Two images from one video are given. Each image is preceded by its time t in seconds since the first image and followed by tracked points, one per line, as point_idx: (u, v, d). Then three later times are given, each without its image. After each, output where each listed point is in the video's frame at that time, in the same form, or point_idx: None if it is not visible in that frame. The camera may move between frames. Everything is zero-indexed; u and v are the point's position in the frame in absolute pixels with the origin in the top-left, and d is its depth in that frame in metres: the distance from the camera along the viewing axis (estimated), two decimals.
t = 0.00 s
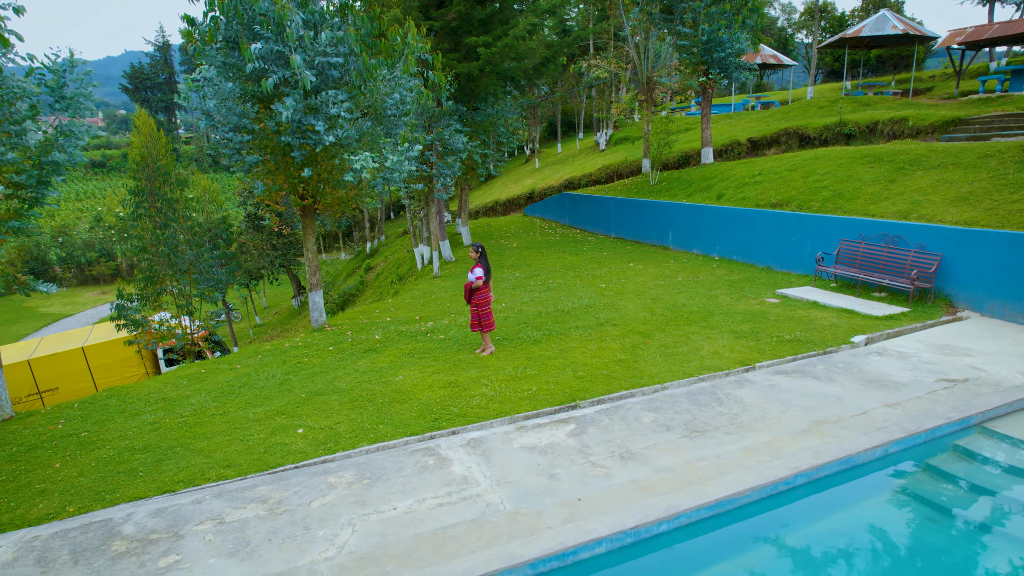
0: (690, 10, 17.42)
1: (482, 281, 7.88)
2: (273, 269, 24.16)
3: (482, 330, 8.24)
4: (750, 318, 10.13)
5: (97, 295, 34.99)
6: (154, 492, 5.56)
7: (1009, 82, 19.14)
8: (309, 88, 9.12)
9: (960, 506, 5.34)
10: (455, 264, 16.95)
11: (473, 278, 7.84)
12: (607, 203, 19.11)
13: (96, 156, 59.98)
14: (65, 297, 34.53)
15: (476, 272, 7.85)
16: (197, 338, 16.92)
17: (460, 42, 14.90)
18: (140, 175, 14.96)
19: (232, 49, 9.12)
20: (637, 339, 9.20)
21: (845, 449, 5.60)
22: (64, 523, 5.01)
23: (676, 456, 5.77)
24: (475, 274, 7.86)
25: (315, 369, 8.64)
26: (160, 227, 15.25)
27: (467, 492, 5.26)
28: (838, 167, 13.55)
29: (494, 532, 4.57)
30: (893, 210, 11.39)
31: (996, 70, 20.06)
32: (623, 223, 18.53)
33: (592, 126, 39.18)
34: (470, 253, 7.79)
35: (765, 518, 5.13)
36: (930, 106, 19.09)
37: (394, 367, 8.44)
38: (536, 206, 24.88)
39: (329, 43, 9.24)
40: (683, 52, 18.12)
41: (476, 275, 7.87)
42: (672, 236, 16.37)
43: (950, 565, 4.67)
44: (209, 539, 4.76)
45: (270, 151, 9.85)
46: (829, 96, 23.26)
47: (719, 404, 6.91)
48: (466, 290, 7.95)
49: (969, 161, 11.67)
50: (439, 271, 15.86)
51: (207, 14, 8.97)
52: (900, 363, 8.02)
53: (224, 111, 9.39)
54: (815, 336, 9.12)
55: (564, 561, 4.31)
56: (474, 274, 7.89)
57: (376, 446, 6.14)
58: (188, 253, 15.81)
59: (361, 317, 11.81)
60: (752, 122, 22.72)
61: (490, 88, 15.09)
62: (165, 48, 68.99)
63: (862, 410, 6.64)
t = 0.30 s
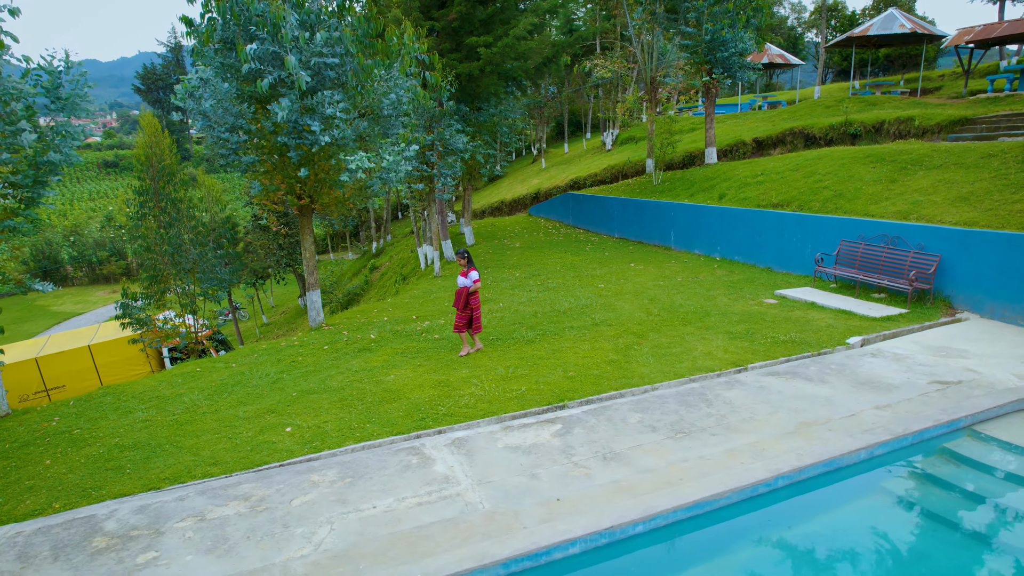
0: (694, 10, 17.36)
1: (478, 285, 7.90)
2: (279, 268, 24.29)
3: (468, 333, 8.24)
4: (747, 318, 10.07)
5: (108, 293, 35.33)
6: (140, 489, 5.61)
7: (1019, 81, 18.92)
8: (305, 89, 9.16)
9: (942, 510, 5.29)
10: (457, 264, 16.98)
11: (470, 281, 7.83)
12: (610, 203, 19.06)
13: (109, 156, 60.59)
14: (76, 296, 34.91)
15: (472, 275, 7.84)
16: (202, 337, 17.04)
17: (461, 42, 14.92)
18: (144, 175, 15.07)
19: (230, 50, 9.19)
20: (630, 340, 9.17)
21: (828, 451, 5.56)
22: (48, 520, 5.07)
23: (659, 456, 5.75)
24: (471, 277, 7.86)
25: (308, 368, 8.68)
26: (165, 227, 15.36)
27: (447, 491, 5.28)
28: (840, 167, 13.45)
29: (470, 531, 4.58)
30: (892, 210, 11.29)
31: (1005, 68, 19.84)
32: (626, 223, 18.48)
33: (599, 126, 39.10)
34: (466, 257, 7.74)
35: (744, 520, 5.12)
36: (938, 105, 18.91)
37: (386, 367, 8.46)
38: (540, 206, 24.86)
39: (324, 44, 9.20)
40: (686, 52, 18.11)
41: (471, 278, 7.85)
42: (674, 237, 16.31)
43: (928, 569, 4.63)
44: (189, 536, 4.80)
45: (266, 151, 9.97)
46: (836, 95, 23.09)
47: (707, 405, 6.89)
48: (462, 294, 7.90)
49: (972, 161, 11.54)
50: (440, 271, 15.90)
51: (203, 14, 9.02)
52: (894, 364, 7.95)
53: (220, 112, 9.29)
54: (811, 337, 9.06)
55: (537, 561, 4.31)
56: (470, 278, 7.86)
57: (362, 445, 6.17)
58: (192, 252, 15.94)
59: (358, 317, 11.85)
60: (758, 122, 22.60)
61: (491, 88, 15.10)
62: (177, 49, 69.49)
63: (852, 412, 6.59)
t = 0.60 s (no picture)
0: (698, 9, 17.28)
1: (470, 284, 7.98)
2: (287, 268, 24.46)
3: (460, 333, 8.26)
4: (743, 320, 10.01)
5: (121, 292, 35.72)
6: (124, 486, 5.68)
7: None
8: (301, 89, 9.21)
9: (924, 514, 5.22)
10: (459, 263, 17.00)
11: (465, 282, 7.86)
12: (615, 203, 19.01)
13: (123, 156, 61.34)
14: (90, 294, 35.38)
15: (466, 276, 7.89)
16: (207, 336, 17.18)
17: (463, 42, 14.99)
18: (150, 175, 15.22)
19: (226, 51, 9.26)
20: (624, 340, 9.14)
21: (811, 454, 5.52)
22: (31, 515, 5.15)
23: (641, 458, 5.74)
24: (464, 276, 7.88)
25: (302, 367, 8.73)
26: (170, 226, 15.50)
27: (426, 491, 5.30)
28: (843, 167, 13.34)
29: (443, 531, 4.60)
30: (894, 211, 11.18)
31: (1017, 67, 19.57)
32: (629, 224, 18.42)
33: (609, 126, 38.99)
34: (458, 259, 7.76)
35: (723, 522, 5.10)
36: (947, 105, 18.71)
37: (378, 366, 8.50)
38: (546, 206, 24.83)
39: (320, 45, 9.28)
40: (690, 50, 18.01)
41: (463, 278, 7.88)
42: (677, 237, 16.24)
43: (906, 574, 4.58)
44: (167, 532, 4.85)
45: (264, 151, 10.03)
46: (846, 95, 22.90)
47: (694, 406, 6.85)
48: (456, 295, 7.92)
49: (975, 161, 11.40)
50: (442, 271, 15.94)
51: (201, 16, 9.13)
52: (888, 367, 7.87)
53: (217, 112, 9.49)
54: (806, 338, 8.99)
55: (506, 562, 4.31)
56: (463, 279, 7.88)
57: (346, 444, 6.20)
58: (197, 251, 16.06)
59: (357, 316, 11.91)
60: (766, 122, 22.44)
61: (493, 88, 15.10)
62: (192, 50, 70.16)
63: (840, 414, 6.53)
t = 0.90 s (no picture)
0: (706, 9, 17.18)
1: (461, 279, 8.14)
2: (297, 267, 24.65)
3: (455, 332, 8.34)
4: (742, 322, 9.93)
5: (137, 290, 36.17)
6: (112, 482, 5.76)
7: None
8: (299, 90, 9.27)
9: (908, 520, 5.16)
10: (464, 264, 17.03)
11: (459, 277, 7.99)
12: (621, 203, 18.94)
13: (142, 156, 62.22)
14: (106, 292, 35.96)
15: (458, 271, 8.03)
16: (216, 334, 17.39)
17: (468, 43, 15.03)
18: (159, 175, 15.42)
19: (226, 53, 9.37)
20: (619, 342, 9.12)
21: (794, 458, 5.47)
22: (19, 510, 5.24)
23: (623, 460, 5.72)
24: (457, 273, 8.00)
25: (298, 366, 8.79)
26: (178, 225, 15.68)
27: (406, 490, 5.32)
28: (849, 168, 13.20)
29: (416, 531, 4.61)
30: (898, 212, 11.04)
31: None
32: (636, 224, 18.34)
33: (621, 126, 38.85)
34: (450, 255, 7.88)
35: (702, 526, 5.07)
36: (960, 105, 18.44)
37: (373, 366, 8.54)
38: (555, 206, 24.78)
39: (318, 45, 9.36)
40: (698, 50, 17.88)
41: (455, 274, 8.00)
42: (683, 238, 16.14)
43: None
44: (148, 529, 4.91)
45: (264, 151, 10.11)
46: (859, 94, 22.64)
47: (683, 409, 6.82)
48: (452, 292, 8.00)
49: (983, 161, 11.23)
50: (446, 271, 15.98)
51: (201, 18, 9.23)
52: (884, 370, 7.77)
53: (217, 114, 9.62)
54: (803, 341, 8.90)
55: (477, 563, 4.33)
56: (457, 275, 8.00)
57: (332, 443, 6.24)
58: (204, 250, 16.23)
59: (358, 316, 11.97)
60: (776, 122, 22.24)
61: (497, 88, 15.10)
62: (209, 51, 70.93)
63: (830, 418, 6.46)
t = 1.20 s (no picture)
0: (714, 8, 17.07)
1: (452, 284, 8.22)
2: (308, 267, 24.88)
3: (442, 337, 8.42)
4: (741, 324, 9.86)
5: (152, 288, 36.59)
6: (103, 478, 5.85)
7: None
8: (298, 92, 9.35)
9: (891, 527, 5.10)
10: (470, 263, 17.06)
11: (449, 283, 8.06)
12: (629, 204, 18.88)
13: (160, 156, 63.00)
14: (124, 289, 36.47)
15: (449, 277, 8.11)
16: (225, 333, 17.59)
17: (473, 43, 15.06)
18: (169, 174, 15.61)
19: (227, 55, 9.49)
20: (615, 343, 9.09)
21: (777, 463, 5.43)
22: (9, 505, 5.35)
23: (606, 463, 5.71)
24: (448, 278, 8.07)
25: (294, 366, 8.86)
26: (188, 225, 15.88)
27: (388, 490, 5.36)
28: (855, 169, 13.06)
29: (392, 531, 4.65)
30: (903, 214, 10.91)
31: None
32: (643, 225, 18.26)
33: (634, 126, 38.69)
34: (442, 260, 7.94)
35: (682, 529, 5.06)
36: (975, 104, 18.17)
37: (368, 366, 8.60)
38: (564, 206, 24.73)
39: (318, 48, 9.44)
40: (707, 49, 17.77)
41: (447, 279, 8.08)
42: (689, 239, 16.05)
43: None
44: (132, 525, 4.99)
45: (265, 152, 10.21)
46: (873, 94, 22.37)
47: (672, 412, 6.79)
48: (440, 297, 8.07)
49: (991, 162, 11.05)
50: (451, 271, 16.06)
51: (202, 21, 9.36)
52: (880, 374, 7.68)
53: (218, 115, 9.75)
54: (801, 343, 8.82)
55: (449, 564, 4.36)
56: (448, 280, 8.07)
57: (320, 442, 6.29)
58: (213, 249, 16.38)
59: (360, 315, 12.04)
60: (788, 122, 22.03)
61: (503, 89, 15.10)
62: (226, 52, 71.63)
63: (820, 422, 6.40)
